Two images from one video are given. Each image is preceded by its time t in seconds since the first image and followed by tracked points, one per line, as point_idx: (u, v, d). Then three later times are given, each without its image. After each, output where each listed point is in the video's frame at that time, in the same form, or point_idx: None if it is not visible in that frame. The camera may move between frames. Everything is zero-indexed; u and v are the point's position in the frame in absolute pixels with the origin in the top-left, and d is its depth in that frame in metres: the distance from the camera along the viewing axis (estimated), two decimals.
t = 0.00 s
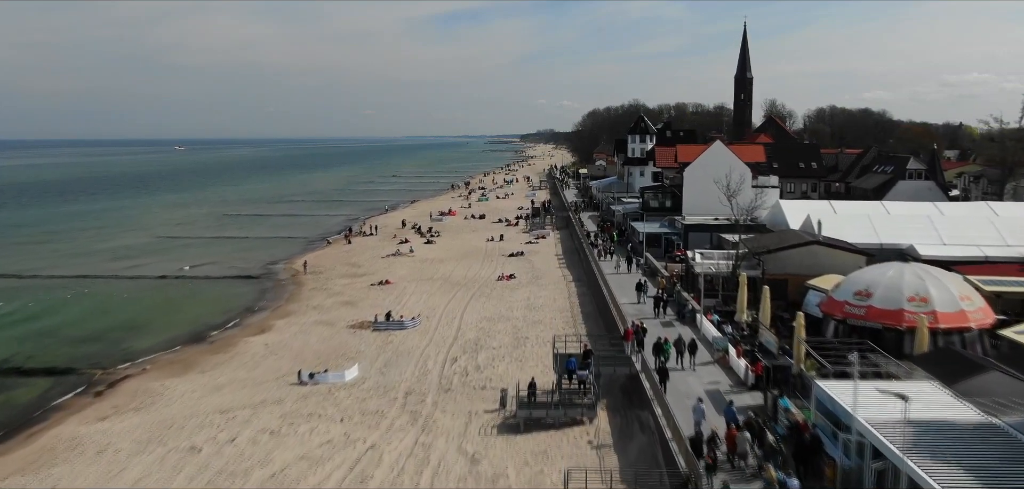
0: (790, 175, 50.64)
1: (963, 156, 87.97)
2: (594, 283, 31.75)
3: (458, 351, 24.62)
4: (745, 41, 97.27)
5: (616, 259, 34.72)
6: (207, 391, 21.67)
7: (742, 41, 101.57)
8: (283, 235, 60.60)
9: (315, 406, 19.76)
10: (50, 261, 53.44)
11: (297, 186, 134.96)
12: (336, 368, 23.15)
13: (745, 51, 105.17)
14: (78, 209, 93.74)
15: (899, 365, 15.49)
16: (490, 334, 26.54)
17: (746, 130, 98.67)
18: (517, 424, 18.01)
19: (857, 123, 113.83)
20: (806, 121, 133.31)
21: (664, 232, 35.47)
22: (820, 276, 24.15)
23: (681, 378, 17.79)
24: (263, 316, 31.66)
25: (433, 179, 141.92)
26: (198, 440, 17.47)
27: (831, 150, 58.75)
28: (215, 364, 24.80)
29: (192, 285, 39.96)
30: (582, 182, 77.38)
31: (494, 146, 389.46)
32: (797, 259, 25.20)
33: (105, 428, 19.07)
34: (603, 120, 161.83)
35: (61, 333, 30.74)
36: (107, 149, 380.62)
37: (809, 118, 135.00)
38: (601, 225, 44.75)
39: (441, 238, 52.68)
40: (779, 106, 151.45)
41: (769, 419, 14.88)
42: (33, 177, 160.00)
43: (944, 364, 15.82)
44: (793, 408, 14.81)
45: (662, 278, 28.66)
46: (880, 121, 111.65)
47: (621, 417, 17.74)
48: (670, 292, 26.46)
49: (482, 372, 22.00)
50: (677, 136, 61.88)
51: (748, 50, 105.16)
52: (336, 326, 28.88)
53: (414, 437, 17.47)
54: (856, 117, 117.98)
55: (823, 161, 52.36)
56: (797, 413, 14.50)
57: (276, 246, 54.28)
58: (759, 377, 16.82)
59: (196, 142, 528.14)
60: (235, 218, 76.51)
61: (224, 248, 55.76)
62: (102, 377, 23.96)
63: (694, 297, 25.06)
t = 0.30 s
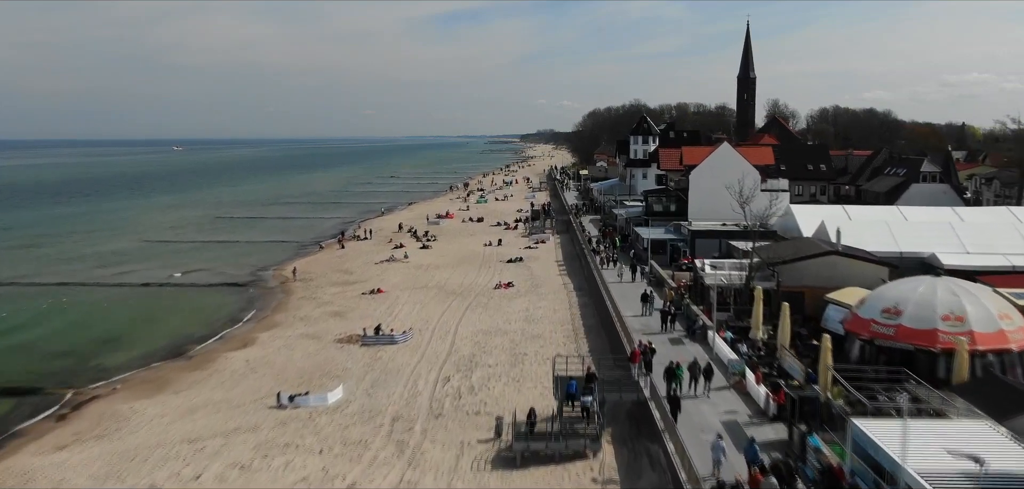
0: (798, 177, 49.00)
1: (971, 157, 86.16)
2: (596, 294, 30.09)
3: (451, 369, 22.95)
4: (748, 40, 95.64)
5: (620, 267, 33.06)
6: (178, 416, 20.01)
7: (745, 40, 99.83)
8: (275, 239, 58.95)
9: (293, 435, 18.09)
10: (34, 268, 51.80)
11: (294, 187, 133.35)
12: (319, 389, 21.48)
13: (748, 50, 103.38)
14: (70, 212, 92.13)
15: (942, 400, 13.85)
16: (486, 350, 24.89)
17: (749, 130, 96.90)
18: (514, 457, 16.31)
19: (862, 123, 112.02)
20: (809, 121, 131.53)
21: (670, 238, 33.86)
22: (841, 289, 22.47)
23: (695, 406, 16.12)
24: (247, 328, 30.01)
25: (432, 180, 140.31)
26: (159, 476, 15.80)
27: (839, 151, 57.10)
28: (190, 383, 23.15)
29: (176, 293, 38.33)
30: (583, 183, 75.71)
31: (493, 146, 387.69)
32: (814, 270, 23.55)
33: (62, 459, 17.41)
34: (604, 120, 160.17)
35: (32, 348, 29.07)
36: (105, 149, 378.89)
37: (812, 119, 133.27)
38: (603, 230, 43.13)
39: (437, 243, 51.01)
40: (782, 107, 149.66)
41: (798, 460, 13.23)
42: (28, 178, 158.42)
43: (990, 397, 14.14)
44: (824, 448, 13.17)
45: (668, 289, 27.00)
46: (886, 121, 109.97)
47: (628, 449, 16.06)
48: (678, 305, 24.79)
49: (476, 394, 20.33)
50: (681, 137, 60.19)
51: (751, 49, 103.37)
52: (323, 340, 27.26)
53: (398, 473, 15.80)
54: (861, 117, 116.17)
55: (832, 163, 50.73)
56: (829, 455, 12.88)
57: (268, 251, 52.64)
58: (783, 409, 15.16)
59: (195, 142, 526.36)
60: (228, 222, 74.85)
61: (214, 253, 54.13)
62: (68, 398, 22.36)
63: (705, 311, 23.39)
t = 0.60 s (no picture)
0: (807, 180, 47.34)
1: (980, 158, 84.47)
2: (599, 305, 28.45)
3: (442, 390, 21.28)
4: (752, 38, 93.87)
5: (624, 275, 31.41)
6: (144, 446, 18.36)
7: (748, 40, 98.12)
8: (267, 243, 57.24)
9: (266, 469, 16.44)
10: (16, 274, 50.10)
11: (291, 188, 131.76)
12: (299, 415, 19.84)
13: (751, 50, 101.60)
14: (61, 215, 90.51)
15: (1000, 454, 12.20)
16: (481, 368, 23.23)
17: (753, 131, 95.24)
18: None
19: (867, 123, 110.36)
20: (813, 122, 129.94)
21: (676, 246, 32.28)
22: (865, 305, 20.78)
23: (711, 441, 14.49)
24: (230, 342, 28.39)
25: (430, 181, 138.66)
26: None
27: (848, 153, 55.43)
28: (161, 406, 21.51)
29: (159, 302, 36.71)
30: (584, 185, 74.10)
31: (493, 146, 385.95)
32: (835, 284, 21.84)
33: None
34: (604, 121, 158.35)
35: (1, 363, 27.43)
36: (103, 149, 377.92)
37: (816, 119, 131.66)
38: (606, 235, 41.54)
39: (433, 248, 49.40)
40: (784, 106, 147.86)
41: None
42: (23, 179, 156.72)
43: None
44: None
45: (676, 301, 25.38)
46: (892, 120, 108.23)
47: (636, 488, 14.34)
48: (688, 320, 23.14)
49: (469, 421, 18.69)
50: (685, 138, 58.49)
51: (754, 49, 101.62)
52: (308, 355, 25.62)
53: None
54: (866, 117, 114.49)
55: (842, 165, 49.07)
56: None
57: (258, 256, 51.03)
58: (811, 449, 13.57)
59: (194, 142, 525.21)
60: (220, 225, 73.14)
61: (203, 258, 52.44)
62: (29, 423, 20.74)
63: (718, 328, 21.73)
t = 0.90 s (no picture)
0: (816, 183, 45.72)
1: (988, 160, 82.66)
2: (603, 318, 26.77)
3: (433, 415, 19.61)
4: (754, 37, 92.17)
5: (628, 285, 29.73)
6: (103, 481, 16.70)
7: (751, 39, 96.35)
8: (257, 248, 55.48)
9: None
10: None
11: (287, 189, 130.04)
12: (276, 444, 18.17)
13: (754, 49, 99.78)
14: (51, 216, 88.81)
15: None
16: (475, 389, 21.54)
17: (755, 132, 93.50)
18: None
19: (871, 124, 108.55)
20: (816, 123, 128.14)
21: (683, 253, 30.62)
22: (893, 323, 19.10)
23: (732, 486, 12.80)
24: (209, 357, 26.71)
25: (428, 182, 136.91)
26: None
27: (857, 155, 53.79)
28: (129, 432, 19.84)
29: (141, 311, 35.02)
30: (586, 186, 72.39)
31: (493, 146, 384.23)
32: (860, 299, 20.14)
33: None
34: (604, 121, 156.56)
35: None
36: (101, 149, 376.35)
37: (819, 120, 129.85)
38: (608, 241, 39.85)
39: (429, 252, 47.71)
40: (787, 107, 145.98)
41: None
42: (20, 179, 155.30)
43: None
44: None
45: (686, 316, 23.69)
46: (897, 121, 106.62)
47: None
48: (699, 338, 21.47)
49: (462, 454, 17.00)
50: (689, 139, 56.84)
51: (757, 48, 99.83)
52: (291, 373, 23.95)
53: None
54: (871, 117, 112.71)
55: (852, 168, 47.42)
56: None
57: (249, 261, 49.32)
58: None
59: (192, 142, 523.36)
60: (211, 228, 71.32)
61: (190, 263, 50.64)
62: None
63: (732, 348, 20.06)
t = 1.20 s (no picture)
0: (827, 186, 44.14)
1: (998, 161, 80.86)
2: (605, 332, 25.13)
3: (423, 445, 17.92)
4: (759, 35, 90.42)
5: (632, 296, 28.05)
6: None
7: (755, 39, 94.64)
8: (248, 253, 53.77)
9: None
10: None
11: (284, 191, 128.39)
12: (248, 480, 16.49)
13: (757, 49, 97.99)
14: (42, 219, 87.12)
15: None
16: (469, 413, 19.87)
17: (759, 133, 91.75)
18: None
19: (876, 124, 106.78)
20: (819, 123, 126.45)
21: (691, 263, 28.93)
22: (925, 345, 17.41)
23: None
24: (187, 374, 25.04)
25: (426, 183, 135.18)
26: None
27: (868, 157, 52.07)
28: (89, 464, 18.15)
29: (120, 322, 33.32)
30: (587, 189, 70.69)
31: (494, 146, 382.54)
32: (886, 316, 18.43)
33: None
34: (605, 121, 154.81)
35: None
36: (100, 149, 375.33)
37: (822, 120, 128.10)
38: (611, 247, 38.15)
39: (424, 258, 46.02)
40: (788, 106, 144.23)
41: None
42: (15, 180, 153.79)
43: None
44: None
45: (697, 332, 22.04)
46: (903, 121, 104.83)
47: None
48: (711, 358, 19.86)
49: None
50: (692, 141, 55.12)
51: (760, 48, 98.05)
52: (271, 393, 22.28)
53: None
54: (875, 117, 111.01)
55: (863, 170, 45.75)
56: None
57: (238, 267, 47.60)
58: None
59: (192, 142, 522.58)
60: (203, 232, 69.60)
61: (178, 269, 48.93)
62: None
63: (748, 370, 18.46)
